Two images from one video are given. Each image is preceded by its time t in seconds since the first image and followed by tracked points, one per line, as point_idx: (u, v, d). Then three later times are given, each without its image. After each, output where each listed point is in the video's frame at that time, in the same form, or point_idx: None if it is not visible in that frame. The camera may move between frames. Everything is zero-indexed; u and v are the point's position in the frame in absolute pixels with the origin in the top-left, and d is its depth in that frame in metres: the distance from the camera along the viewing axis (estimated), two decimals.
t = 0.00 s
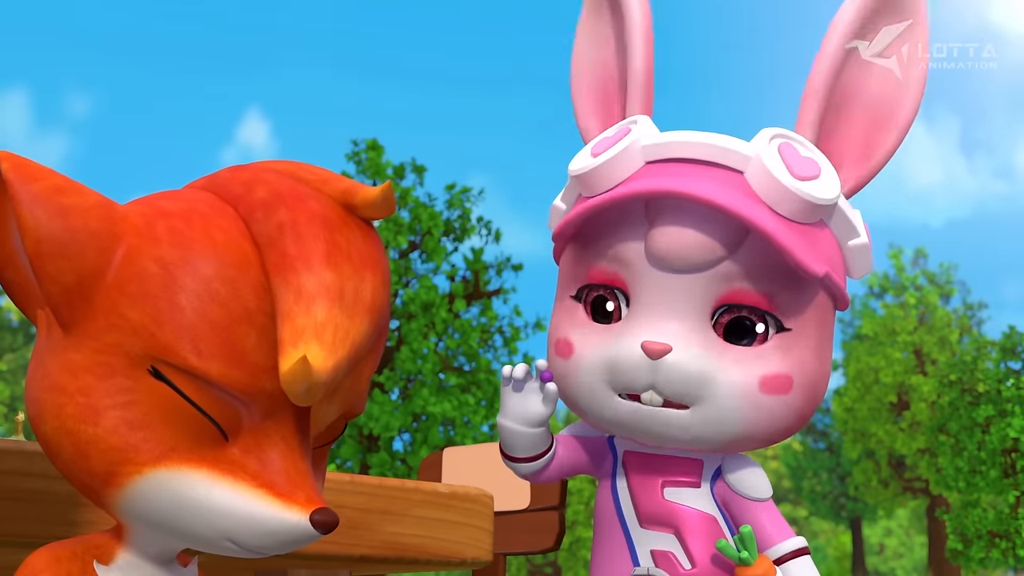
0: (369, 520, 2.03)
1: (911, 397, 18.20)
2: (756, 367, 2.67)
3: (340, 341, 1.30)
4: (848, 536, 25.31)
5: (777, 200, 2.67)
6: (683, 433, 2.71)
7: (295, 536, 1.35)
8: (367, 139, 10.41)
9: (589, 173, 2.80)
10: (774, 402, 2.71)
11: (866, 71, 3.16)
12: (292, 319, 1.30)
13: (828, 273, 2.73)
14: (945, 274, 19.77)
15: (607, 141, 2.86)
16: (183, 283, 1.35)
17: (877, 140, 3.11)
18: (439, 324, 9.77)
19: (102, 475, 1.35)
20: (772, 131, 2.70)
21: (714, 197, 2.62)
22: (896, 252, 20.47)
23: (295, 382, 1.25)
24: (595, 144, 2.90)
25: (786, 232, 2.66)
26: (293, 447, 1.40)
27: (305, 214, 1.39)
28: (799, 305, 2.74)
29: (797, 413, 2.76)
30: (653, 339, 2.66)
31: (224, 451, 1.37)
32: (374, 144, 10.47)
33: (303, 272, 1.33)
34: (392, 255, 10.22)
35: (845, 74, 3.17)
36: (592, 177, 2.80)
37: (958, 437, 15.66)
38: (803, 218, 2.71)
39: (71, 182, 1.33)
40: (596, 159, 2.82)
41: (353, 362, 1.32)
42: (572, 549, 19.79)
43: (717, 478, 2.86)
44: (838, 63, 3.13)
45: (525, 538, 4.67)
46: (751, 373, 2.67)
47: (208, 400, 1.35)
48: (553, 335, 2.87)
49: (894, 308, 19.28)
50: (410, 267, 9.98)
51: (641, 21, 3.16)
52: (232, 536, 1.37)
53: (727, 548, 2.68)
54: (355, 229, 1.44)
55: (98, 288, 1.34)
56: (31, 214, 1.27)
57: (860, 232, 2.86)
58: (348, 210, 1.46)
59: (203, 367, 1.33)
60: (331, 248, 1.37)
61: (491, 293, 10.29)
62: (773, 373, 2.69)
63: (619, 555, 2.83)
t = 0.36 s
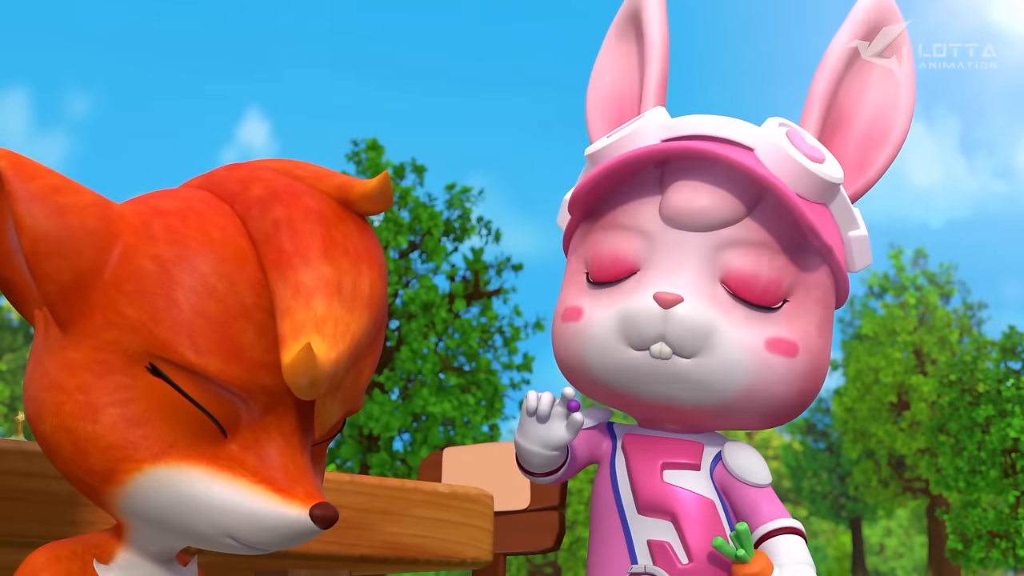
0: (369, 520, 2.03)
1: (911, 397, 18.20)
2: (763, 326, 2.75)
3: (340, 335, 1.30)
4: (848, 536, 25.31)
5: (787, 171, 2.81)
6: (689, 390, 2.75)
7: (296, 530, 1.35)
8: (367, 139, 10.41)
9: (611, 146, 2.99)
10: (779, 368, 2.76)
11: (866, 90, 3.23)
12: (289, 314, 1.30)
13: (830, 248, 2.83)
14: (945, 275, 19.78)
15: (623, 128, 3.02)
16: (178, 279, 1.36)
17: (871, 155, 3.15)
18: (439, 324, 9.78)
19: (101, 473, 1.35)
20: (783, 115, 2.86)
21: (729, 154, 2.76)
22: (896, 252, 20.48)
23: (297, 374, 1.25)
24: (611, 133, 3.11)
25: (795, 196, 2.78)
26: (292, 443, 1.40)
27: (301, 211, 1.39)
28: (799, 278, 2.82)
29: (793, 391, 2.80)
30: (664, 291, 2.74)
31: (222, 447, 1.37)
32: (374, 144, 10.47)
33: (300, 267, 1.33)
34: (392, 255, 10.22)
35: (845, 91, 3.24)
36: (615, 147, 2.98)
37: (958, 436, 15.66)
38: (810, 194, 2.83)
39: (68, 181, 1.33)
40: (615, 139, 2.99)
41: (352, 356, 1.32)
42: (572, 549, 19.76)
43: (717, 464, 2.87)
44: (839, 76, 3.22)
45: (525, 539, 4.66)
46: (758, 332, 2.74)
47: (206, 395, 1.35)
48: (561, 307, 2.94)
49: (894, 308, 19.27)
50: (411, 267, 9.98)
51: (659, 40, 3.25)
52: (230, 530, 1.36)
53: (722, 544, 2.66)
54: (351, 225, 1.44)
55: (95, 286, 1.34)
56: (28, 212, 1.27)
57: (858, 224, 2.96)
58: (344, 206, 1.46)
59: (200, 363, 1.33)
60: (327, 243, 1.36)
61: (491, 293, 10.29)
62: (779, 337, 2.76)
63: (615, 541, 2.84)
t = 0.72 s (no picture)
0: (369, 520, 2.03)
1: (910, 397, 18.20)
2: (710, 365, 2.64)
3: (342, 332, 1.30)
4: (848, 535, 25.33)
5: (700, 192, 2.65)
6: (646, 436, 2.69)
7: (297, 529, 1.35)
8: (367, 139, 10.41)
9: (517, 195, 2.78)
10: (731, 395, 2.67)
11: (788, 42, 3.05)
12: (289, 311, 1.31)
13: (768, 259, 2.68)
14: (945, 274, 19.79)
15: (533, 160, 2.83)
16: (177, 278, 1.35)
17: (802, 117, 3.03)
18: (439, 324, 9.78)
19: (101, 472, 1.35)
20: (693, 126, 2.67)
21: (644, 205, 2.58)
22: (895, 252, 20.50)
23: (302, 370, 1.26)
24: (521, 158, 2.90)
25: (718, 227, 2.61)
26: (292, 442, 1.40)
27: (300, 209, 1.39)
28: (743, 292, 2.68)
29: (758, 404, 2.72)
30: (603, 353, 2.64)
31: (223, 447, 1.37)
32: (374, 144, 10.48)
33: (300, 265, 1.34)
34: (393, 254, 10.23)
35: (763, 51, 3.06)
36: (523, 195, 2.77)
37: (958, 436, 15.66)
38: (733, 208, 2.67)
39: (67, 181, 1.33)
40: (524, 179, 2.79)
41: (354, 353, 1.32)
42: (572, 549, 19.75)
43: (697, 476, 2.83)
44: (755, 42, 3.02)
45: (525, 539, 4.66)
46: (706, 371, 2.64)
47: (206, 394, 1.35)
48: (510, 358, 2.86)
49: (894, 308, 19.29)
50: (410, 267, 9.98)
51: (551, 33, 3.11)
52: (230, 530, 1.37)
53: (703, 563, 2.58)
54: (349, 224, 1.44)
55: (94, 286, 1.34)
56: (27, 212, 1.27)
57: (798, 214, 2.78)
58: (342, 204, 1.45)
59: (200, 363, 1.33)
60: (327, 241, 1.37)
61: (491, 293, 10.29)
62: (728, 367, 2.65)
63: (597, 560, 2.80)
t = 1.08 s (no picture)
0: (369, 520, 2.03)
1: (910, 397, 18.20)
2: (708, 364, 2.64)
3: (338, 339, 1.30)
4: (848, 535, 25.32)
5: (702, 191, 2.64)
6: (646, 437, 2.68)
7: (295, 532, 1.35)
8: (367, 139, 10.41)
9: (518, 193, 2.77)
10: (730, 396, 2.67)
11: (783, 47, 3.06)
12: (289, 317, 1.31)
13: (768, 260, 2.68)
14: (945, 274, 19.80)
15: (534, 157, 2.82)
16: (178, 280, 1.35)
17: (801, 119, 3.00)
18: (439, 324, 9.78)
19: (102, 474, 1.35)
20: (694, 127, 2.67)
21: (646, 201, 2.58)
22: (895, 252, 20.52)
23: (293, 381, 1.26)
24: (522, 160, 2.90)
25: (719, 225, 2.61)
26: (292, 445, 1.40)
27: (303, 212, 1.39)
28: (743, 291, 2.69)
29: (756, 406, 2.72)
30: (604, 349, 2.64)
31: (223, 449, 1.37)
32: (374, 144, 10.48)
33: (300, 270, 1.34)
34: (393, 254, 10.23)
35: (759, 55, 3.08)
36: (524, 192, 2.76)
37: (958, 436, 15.66)
38: (733, 208, 2.67)
39: (69, 182, 1.33)
40: (525, 177, 2.78)
41: (351, 359, 1.32)
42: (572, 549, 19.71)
43: (696, 476, 2.82)
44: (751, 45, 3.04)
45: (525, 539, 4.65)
46: (705, 370, 2.64)
47: (207, 397, 1.35)
48: (508, 357, 2.85)
49: (894, 308, 19.29)
50: (410, 267, 9.99)
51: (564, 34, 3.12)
52: (229, 532, 1.37)
53: (701, 565, 2.57)
54: (353, 226, 1.44)
55: (96, 286, 1.34)
56: (29, 213, 1.27)
57: (796, 215, 2.78)
58: (346, 208, 1.45)
59: (201, 365, 1.33)
60: (329, 245, 1.37)
61: (491, 293, 10.30)
62: (727, 367, 2.65)
63: (596, 561, 2.81)
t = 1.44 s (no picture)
0: (369, 520, 2.03)
1: (911, 397, 18.20)
2: (708, 370, 2.64)
3: (345, 342, 1.30)
4: (848, 535, 25.32)
5: (699, 197, 2.64)
6: (644, 442, 2.69)
7: (296, 538, 1.36)
8: (367, 139, 10.41)
9: (515, 196, 2.77)
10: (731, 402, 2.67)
11: (790, 42, 3.03)
12: (291, 321, 1.30)
13: (767, 265, 2.68)
14: (945, 274, 19.81)
15: (531, 161, 2.83)
16: (181, 282, 1.35)
17: (802, 119, 3.02)
18: (439, 324, 9.78)
19: (102, 476, 1.35)
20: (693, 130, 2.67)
21: (645, 209, 2.57)
22: (896, 252, 20.51)
23: (302, 382, 1.25)
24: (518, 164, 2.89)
25: (719, 233, 2.60)
26: (294, 449, 1.40)
27: (307, 215, 1.39)
28: (742, 296, 2.68)
29: (755, 409, 2.72)
30: (603, 357, 2.63)
31: (224, 452, 1.37)
32: (374, 144, 10.48)
33: (306, 274, 1.33)
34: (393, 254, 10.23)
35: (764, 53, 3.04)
36: (521, 197, 2.77)
37: (958, 436, 15.66)
38: (732, 213, 2.66)
39: (73, 182, 1.33)
40: (522, 182, 2.78)
41: (358, 364, 1.32)
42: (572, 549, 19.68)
43: (695, 477, 2.82)
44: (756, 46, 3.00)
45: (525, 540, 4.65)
46: (704, 377, 2.64)
47: (209, 401, 1.35)
48: (505, 361, 2.85)
49: (894, 308, 19.29)
50: (410, 267, 10.00)
51: (545, 37, 3.11)
52: (229, 535, 1.37)
53: (701, 565, 2.56)
54: (356, 230, 1.44)
55: (99, 288, 1.34)
56: (33, 213, 1.28)
57: (796, 216, 2.78)
58: (350, 211, 1.46)
59: (203, 368, 1.33)
60: (333, 249, 1.37)
61: (491, 293, 10.30)
62: (727, 373, 2.65)
63: (595, 562, 2.81)
